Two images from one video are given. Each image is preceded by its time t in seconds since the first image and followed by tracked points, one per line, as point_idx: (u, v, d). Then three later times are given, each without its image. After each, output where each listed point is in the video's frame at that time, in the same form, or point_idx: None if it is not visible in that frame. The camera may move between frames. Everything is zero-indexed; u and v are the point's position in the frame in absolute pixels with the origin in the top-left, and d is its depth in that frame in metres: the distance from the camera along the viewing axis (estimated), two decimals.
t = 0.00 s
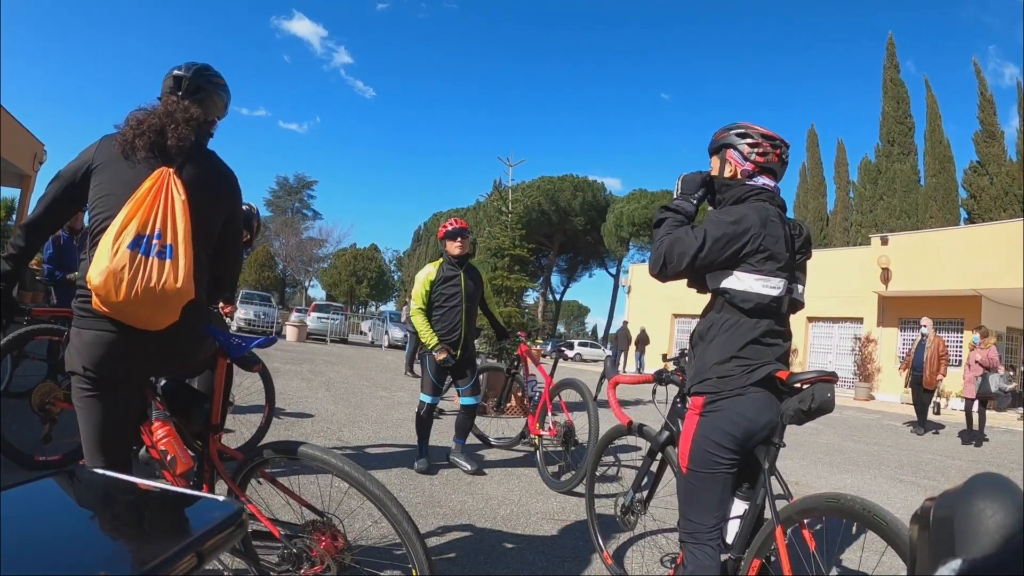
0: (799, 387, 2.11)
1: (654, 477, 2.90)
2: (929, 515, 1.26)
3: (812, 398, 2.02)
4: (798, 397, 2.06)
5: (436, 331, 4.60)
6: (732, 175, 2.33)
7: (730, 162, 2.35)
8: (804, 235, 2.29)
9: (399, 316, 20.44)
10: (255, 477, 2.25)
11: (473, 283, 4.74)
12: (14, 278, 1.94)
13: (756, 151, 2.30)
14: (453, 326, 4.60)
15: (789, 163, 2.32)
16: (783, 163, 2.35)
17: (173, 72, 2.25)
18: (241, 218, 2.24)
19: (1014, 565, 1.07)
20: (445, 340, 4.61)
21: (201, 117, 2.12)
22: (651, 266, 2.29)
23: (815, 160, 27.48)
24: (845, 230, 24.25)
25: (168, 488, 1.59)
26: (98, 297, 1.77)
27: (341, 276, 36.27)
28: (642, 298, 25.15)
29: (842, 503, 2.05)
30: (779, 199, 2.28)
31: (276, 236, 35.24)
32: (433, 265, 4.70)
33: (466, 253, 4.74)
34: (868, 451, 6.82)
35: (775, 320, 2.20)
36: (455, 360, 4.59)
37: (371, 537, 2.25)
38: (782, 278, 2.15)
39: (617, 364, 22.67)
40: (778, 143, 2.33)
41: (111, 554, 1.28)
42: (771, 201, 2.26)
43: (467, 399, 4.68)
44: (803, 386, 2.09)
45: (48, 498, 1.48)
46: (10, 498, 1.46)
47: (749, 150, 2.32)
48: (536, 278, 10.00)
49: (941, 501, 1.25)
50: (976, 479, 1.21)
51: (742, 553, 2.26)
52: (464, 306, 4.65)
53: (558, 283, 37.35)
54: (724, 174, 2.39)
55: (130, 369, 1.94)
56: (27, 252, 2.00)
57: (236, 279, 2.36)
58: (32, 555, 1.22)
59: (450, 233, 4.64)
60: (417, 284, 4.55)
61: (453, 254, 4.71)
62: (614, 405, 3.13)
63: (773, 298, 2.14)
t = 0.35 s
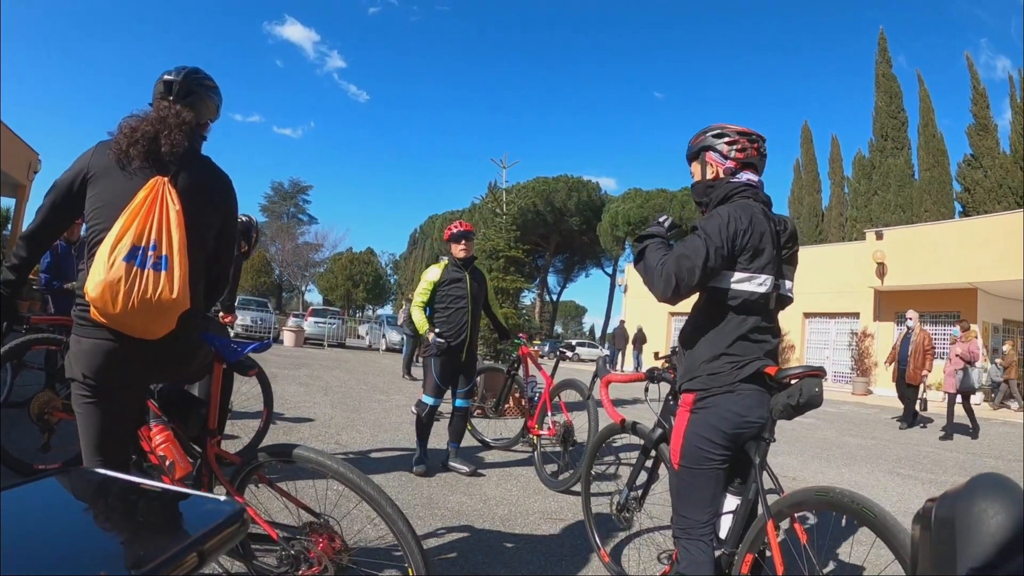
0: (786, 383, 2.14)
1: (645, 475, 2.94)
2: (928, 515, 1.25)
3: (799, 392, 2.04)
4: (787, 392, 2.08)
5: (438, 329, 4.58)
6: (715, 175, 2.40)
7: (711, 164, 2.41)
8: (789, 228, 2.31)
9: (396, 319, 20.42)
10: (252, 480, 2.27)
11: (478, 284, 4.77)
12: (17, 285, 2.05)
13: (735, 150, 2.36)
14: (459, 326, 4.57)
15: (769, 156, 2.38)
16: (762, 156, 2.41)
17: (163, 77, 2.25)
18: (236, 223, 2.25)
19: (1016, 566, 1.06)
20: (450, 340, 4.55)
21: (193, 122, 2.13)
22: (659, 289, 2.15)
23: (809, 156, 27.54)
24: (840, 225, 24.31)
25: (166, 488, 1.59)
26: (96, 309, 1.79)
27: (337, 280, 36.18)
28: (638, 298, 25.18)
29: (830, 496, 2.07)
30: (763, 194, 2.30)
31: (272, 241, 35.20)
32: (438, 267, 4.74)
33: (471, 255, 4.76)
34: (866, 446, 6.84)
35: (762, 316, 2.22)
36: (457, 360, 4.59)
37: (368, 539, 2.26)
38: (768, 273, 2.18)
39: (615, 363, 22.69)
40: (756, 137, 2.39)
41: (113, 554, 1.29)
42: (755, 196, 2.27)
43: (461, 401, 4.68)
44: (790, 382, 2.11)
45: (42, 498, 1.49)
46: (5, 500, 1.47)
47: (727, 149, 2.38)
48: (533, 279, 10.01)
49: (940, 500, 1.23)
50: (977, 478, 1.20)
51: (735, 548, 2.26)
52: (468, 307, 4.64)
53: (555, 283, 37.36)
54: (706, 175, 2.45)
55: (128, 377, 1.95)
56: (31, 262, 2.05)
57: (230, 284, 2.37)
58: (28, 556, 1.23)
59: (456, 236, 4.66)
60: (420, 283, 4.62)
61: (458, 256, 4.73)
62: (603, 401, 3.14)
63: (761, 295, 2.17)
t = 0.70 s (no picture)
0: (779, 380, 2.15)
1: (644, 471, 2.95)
2: (929, 515, 1.26)
3: (791, 389, 2.04)
4: (779, 389, 2.08)
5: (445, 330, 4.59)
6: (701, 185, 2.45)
7: (693, 177, 2.48)
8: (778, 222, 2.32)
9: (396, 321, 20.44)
10: (255, 481, 2.29)
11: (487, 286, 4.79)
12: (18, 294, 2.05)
13: (706, 155, 2.45)
14: (469, 330, 4.60)
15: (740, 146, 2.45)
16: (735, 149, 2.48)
17: (169, 89, 2.27)
18: (237, 229, 2.26)
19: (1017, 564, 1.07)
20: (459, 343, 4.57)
21: (195, 129, 2.14)
22: (703, 318, 2.05)
23: (807, 154, 27.56)
24: (839, 222, 24.34)
25: (166, 488, 1.61)
26: (96, 313, 1.80)
27: (337, 282, 36.18)
28: (638, 297, 25.21)
29: (824, 492, 2.07)
30: (751, 189, 2.34)
31: (271, 244, 35.24)
32: (445, 270, 4.75)
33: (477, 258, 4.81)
34: (867, 442, 6.85)
35: (754, 312, 2.23)
36: (463, 361, 4.59)
37: (370, 539, 2.29)
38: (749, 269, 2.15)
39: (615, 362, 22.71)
40: (720, 137, 2.49)
41: (118, 553, 1.30)
42: (743, 191, 2.32)
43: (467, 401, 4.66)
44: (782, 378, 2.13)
45: (45, 497, 1.51)
46: (12, 498, 1.50)
47: (701, 156, 2.47)
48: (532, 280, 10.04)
49: (940, 500, 1.25)
50: (977, 478, 1.21)
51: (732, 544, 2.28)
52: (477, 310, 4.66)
53: (555, 283, 37.39)
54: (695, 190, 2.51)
55: (127, 381, 1.96)
56: (36, 270, 2.06)
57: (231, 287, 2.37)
58: (38, 556, 1.25)
59: (463, 239, 4.69)
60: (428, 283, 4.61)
61: (464, 259, 4.78)
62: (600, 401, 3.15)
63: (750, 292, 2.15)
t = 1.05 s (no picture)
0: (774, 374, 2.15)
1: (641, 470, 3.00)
2: (930, 515, 1.27)
3: (786, 384, 2.06)
4: (774, 385, 2.10)
5: (444, 334, 4.58)
6: (685, 187, 2.48)
7: (678, 180, 2.52)
8: (766, 218, 2.33)
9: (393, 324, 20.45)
10: (250, 484, 2.29)
11: (480, 290, 4.78)
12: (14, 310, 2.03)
13: (688, 156, 2.49)
14: (465, 333, 4.59)
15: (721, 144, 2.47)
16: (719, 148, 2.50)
17: (159, 98, 2.29)
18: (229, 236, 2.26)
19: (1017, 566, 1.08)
20: (454, 348, 4.57)
21: (185, 137, 2.15)
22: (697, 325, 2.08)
23: (801, 150, 27.61)
24: (834, 218, 24.40)
25: (166, 488, 1.62)
26: (94, 322, 1.81)
27: (334, 286, 36.16)
28: (634, 296, 25.24)
29: (821, 486, 2.09)
30: (734, 185, 2.36)
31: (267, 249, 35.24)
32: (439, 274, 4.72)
33: (472, 262, 4.80)
34: (864, 436, 6.87)
35: (743, 308, 2.25)
36: (459, 363, 4.59)
37: (363, 541, 2.28)
38: (737, 267, 2.17)
39: (613, 361, 22.76)
40: (701, 137, 2.52)
41: (121, 553, 1.31)
42: (726, 189, 2.33)
43: (463, 403, 4.67)
44: (777, 373, 2.13)
45: (48, 499, 1.53)
46: (16, 500, 1.51)
47: (682, 158, 2.51)
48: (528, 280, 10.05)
49: (940, 501, 1.26)
50: (978, 478, 1.23)
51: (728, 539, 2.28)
52: (472, 313, 4.66)
53: (551, 284, 37.42)
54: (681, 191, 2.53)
55: (124, 389, 1.96)
56: (31, 285, 2.04)
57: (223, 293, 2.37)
58: (39, 561, 1.26)
59: (455, 244, 4.70)
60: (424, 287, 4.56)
61: (459, 264, 4.78)
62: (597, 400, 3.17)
63: (737, 289, 2.17)
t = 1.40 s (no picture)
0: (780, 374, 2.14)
1: (645, 470, 2.94)
2: (930, 515, 1.26)
3: (794, 383, 2.03)
4: (781, 384, 2.07)
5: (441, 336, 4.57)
6: (686, 184, 2.47)
7: (679, 176, 2.50)
8: (767, 217, 2.31)
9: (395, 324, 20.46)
10: (250, 486, 2.28)
11: (478, 292, 4.75)
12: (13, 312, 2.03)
13: (691, 153, 2.48)
14: (462, 334, 4.56)
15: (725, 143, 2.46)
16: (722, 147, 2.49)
17: (157, 103, 2.29)
18: (226, 239, 2.25)
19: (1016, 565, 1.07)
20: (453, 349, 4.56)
21: (183, 140, 2.15)
22: (682, 327, 2.08)
23: (803, 148, 27.54)
24: (836, 217, 24.34)
25: (166, 487, 1.61)
26: (93, 321, 1.80)
27: (335, 287, 36.17)
28: (636, 295, 25.20)
29: (828, 486, 2.08)
30: (735, 183, 2.35)
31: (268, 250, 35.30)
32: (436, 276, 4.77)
33: (467, 262, 4.79)
34: (868, 436, 6.84)
35: (746, 307, 2.23)
36: (459, 365, 4.57)
37: (366, 543, 2.27)
38: (740, 266, 2.15)
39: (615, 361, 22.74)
40: (705, 136, 2.51)
41: (119, 553, 1.31)
42: (727, 185, 2.33)
43: (463, 404, 4.66)
44: (785, 373, 2.12)
45: (44, 499, 1.52)
46: (17, 500, 1.51)
47: (685, 155, 2.50)
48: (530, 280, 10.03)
49: (941, 500, 1.25)
50: (976, 477, 1.21)
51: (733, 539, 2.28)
52: (469, 313, 4.65)
53: (553, 284, 37.38)
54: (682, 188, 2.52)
55: (124, 390, 1.96)
56: (26, 289, 2.06)
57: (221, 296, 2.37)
58: (31, 561, 1.26)
59: (451, 246, 4.69)
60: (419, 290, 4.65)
61: (454, 265, 4.76)
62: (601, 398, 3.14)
63: (737, 288, 2.15)
